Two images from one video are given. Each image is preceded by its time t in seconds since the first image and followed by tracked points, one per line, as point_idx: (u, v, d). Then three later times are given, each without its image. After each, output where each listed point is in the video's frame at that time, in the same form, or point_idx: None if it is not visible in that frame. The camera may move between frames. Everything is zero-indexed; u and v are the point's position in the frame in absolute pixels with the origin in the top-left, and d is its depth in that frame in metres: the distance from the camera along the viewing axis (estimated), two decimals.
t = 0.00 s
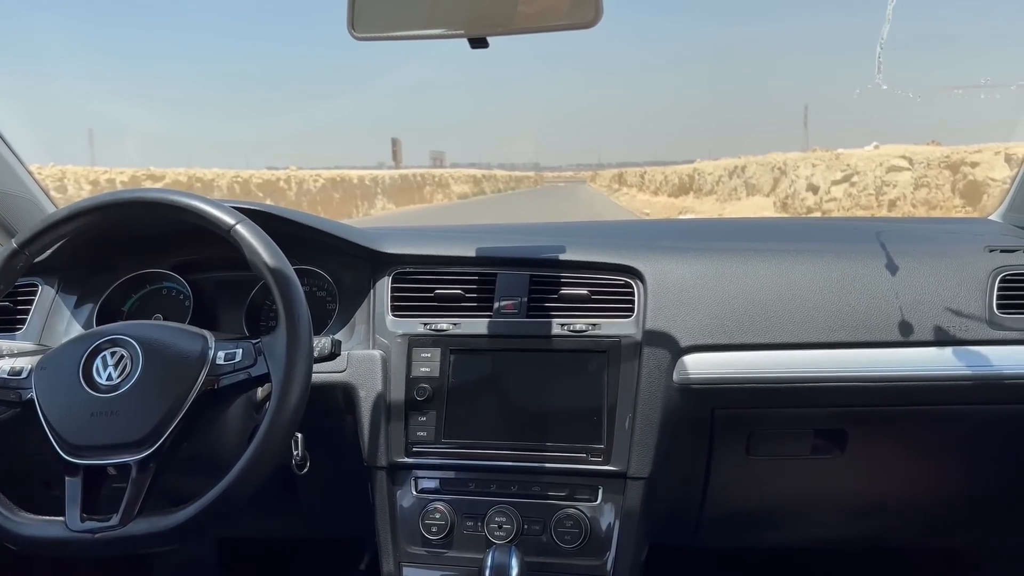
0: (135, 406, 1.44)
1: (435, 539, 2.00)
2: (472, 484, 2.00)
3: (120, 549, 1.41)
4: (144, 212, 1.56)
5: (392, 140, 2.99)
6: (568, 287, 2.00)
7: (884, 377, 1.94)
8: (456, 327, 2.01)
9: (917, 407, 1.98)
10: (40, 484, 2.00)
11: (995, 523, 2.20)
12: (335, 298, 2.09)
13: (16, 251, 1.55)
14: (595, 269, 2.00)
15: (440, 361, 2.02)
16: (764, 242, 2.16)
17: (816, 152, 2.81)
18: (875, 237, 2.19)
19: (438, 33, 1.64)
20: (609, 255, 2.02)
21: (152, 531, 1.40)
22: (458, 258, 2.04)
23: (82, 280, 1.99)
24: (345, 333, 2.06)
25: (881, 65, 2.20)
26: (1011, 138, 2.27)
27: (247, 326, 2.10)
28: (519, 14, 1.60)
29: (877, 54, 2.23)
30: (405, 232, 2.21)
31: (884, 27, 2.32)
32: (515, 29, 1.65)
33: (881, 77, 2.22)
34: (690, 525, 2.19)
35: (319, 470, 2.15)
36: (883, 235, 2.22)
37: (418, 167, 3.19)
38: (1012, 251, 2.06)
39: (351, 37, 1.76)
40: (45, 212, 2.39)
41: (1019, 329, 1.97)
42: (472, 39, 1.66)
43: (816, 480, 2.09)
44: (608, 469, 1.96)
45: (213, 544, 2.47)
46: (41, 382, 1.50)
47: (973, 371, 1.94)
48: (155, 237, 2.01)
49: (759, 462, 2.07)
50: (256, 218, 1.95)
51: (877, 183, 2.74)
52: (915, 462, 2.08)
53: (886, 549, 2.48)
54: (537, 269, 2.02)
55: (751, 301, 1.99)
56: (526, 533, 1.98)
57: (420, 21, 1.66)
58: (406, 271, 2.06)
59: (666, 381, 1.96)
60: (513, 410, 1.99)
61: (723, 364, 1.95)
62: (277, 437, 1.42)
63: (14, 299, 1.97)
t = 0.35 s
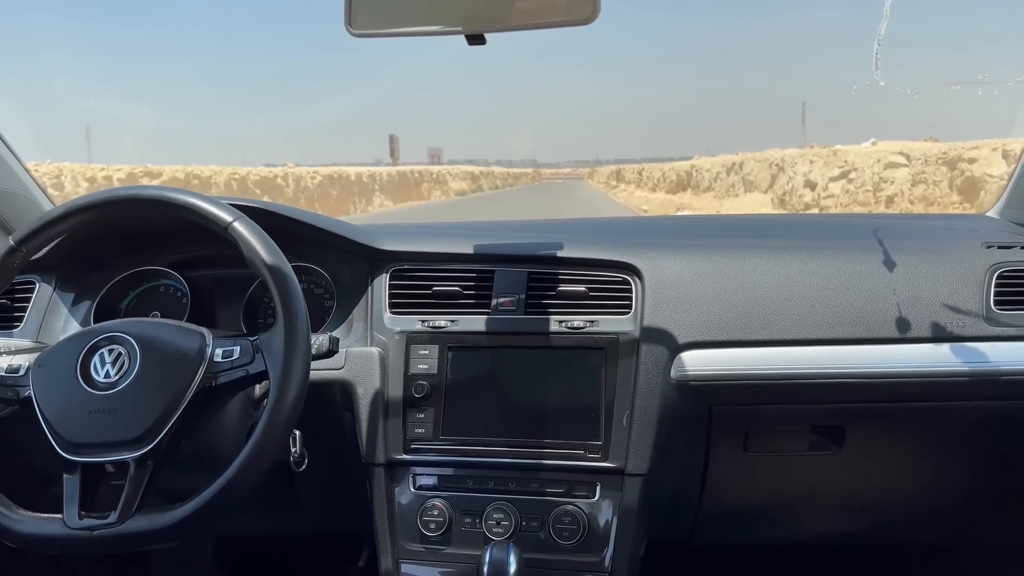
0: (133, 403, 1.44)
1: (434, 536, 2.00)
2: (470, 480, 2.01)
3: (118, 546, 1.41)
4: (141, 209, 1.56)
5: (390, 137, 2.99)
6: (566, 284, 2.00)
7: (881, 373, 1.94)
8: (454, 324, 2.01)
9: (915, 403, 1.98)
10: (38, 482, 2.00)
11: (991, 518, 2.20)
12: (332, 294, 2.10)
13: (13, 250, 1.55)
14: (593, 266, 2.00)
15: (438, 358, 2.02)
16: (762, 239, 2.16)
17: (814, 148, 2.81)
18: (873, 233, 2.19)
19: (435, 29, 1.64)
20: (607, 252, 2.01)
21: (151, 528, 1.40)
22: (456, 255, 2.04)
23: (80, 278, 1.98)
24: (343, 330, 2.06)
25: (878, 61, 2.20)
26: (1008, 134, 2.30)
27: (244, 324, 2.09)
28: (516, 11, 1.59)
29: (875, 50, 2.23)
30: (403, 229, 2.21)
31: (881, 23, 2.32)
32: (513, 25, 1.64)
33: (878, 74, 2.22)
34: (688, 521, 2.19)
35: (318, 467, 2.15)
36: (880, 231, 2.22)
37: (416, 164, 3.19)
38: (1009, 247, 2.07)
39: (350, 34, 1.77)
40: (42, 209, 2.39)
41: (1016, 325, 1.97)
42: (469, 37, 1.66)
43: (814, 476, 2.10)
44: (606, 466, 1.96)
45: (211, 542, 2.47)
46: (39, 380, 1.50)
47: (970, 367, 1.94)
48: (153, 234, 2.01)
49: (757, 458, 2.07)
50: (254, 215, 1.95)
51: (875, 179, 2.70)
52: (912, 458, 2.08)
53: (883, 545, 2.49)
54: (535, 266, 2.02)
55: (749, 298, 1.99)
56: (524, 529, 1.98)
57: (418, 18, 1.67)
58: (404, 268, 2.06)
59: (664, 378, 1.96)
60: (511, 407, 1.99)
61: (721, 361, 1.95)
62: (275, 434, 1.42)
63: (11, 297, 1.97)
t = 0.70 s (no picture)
0: (133, 400, 1.44)
1: (434, 532, 2.00)
2: (470, 476, 2.01)
3: (118, 542, 1.41)
4: (141, 205, 1.56)
5: (389, 133, 2.99)
6: (566, 280, 2.00)
7: (880, 368, 1.94)
8: (454, 320, 2.01)
9: (915, 399, 1.98)
10: (39, 479, 2.00)
11: (991, 514, 2.20)
12: (332, 291, 2.09)
13: (12, 246, 1.55)
14: (593, 262, 2.00)
15: (438, 354, 2.02)
16: (762, 235, 2.16)
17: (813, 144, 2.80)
18: (872, 229, 2.20)
19: (435, 25, 1.64)
20: (607, 248, 2.01)
21: (151, 525, 1.40)
22: (456, 251, 2.03)
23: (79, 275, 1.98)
24: (343, 327, 2.07)
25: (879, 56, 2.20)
26: (1008, 130, 2.25)
27: (244, 320, 2.10)
28: (515, 6, 1.58)
29: (875, 45, 2.23)
30: (403, 225, 2.21)
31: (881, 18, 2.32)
32: (513, 21, 1.63)
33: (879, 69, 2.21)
34: (688, 517, 2.20)
35: (318, 463, 2.15)
36: (880, 227, 2.22)
37: (415, 160, 3.18)
38: (1009, 243, 2.07)
39: (349, 31, 1.77)
40: (41, 206, 2.39)
41: (1016, 320, 1.97)
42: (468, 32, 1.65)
43: (813, 472, 2.10)
44: (606, 461, 1.96)
45: (212, 538, 2.48)
46: (39, 376, 1.50)
47: (970, 362, 1.95)
48: (153, 231, 2.00)
49: (757, 453, 2.07)
50: (254, 211, 1.95)
51: (874, 175, 2.82)
52: (911, 454, 2.08)
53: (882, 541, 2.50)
54: (535, 262, 2.02)
55: (749, 293, 1.99)
56: (524, 525, 1.99)
57: (417, 13, 1.66)
58: (404, 264, 2.06)
59: (664, 374, 1.96)
60: (511, 403, 1.99)
61: (721, 357, 1.95)
62: (275, 431, 1.43)
63: (11, 294, 1.97)
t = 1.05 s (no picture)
0: (135, 396, 1.44)
1: (436, 528, 2.01)
2: (472, 472, 2.01)
3: (120, 538, 1.41)
4: (142, 202, 1.56)
5: (390, 129, 2.98)
6: (568, 276, 2.00)
7: (882, 364, 1.94)
8: (455, 316, 2.01)
9: (916, 394, 1.98)
10: (41, 475, 2.00)
11: (992, 509, 2.21)
12: (334, 288, 2.10)
13: (15, 242, 1.55)
14: (594, 258, 2.00)
15: (440, 350, 2.02)
16: (763, 230, 2.16)
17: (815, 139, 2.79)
18: (874, 224, 2.19)
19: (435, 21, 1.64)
20: (608, 244, 2.01)
21: (153, 521, 1.40)
22: (457, 247, 2.03)
23: (81, 271, 1.98)
24: (345, 323, 2.07)
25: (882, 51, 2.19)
26: (1010, 124, 2.26)
27: (246, 316, 2.09)
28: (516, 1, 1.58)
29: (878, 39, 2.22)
30: (404, 221, 2.21)
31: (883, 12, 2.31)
32: (514, 16, 1.62)
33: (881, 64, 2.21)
34: (690, 512, 2.20)
35: (320, 460, 2.15)
36: (882, 222, 2.22)
37: (416, 156, 3.18)
38: (1011, 239, 2.06)
39: (350, 27, 1.76)
40: (42, 202, 2.39)
41: (1018, 315, 1.96)
42: (470, 27, 1.65)
43: (815, 467, 2.10)
44: (607, 457, 1.97)
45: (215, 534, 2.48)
46: (41, 373, 1.50)
47: (972, 358, 1.94)
48: (154, 227, 2.00)
49: (759, 449, 2.07)
50: (255, 207, 1.95)
51: (877, 170, 2.73)
52: (913, 449, 2.08)
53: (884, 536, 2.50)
54: (536, 258, 2.02)
55: (750, 289, 1.99)
56: (526, 521, 1.99)
57: (418, 9, 1.66)
58: (405, 260, 2.06)
59: (665, 369, 1.96)
60: (513, 399, 2.00)
61: (723, 352, 1.95)
62: (277, 427, 1.43)
63: (13, 290, 1.97)
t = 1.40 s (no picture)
0: (140, 392, 1.44)
1: (440, 523, 2.02)
2: (475, 468, 2.01)
3: (126, 534, 1.42)
4: (146, 199, 1.56)
5: (393, 125, 2.98)
6: (571, 272, 2.00)
7: (885, 359, 1.94)
8: (459, 313, 2.01)
9: (920, 389, 1.98)
10: (47, 471, 2.01)
11: (996, 504, 2.20)
12: (337, 285, 2.10)
13: (19, 239, 1.55)
14: (597, 254, 2.00)
15: (443, 346, 2.02)
16: (767, 226, 2.16)
17: (819, 134, 2.79)
18: (878, 220, 2.19)
19: (438, 17, 1.62)
20: (611, 240, 2.01)
21: (158, 516, 1.41)
22: (461, 243, 2.03)
23: (85, 268, 1.99)
24: (348, 319, 2.07)
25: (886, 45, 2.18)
26: (1015, 119, 2.27)
27: (250, 313, 2.11)
28: None
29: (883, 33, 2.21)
30: (408, 217, 2.21)
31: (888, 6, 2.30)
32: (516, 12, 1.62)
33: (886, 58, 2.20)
34: (693, 507, 2.21)
35: (324, 455, 2.16)
36: (885, 218, 2.21)
37: (419, 151, 3.18)
38: (1015, 234, 2.06)
39: (352, 23, 1.77)
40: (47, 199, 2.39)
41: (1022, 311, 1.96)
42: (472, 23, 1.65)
43: (818, 462, 2.10)
44: (611, 453, 1.97)
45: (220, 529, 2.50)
46: (47, 369, 1.51)
47: (975, 353, 1.94)
48: (158, 225, 2.01)
49: (762, 444, 2.07)
50: (259, 204, 1.95)
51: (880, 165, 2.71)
52: (916, 445, 2.08)
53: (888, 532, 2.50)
54: (540, 254, 2.02)
55: (753, 285, 1.98)
56: (529, 516, 2.00)
57: (419, 5, 1.64)
58: (409, 256, 2.06)
59: (669, 365, 1.96)
60: (516, 395, 2.00)
61: (726, 348, 1.95)
62: (281, 423, 1.43)
63: (18, 287, 1.98)
